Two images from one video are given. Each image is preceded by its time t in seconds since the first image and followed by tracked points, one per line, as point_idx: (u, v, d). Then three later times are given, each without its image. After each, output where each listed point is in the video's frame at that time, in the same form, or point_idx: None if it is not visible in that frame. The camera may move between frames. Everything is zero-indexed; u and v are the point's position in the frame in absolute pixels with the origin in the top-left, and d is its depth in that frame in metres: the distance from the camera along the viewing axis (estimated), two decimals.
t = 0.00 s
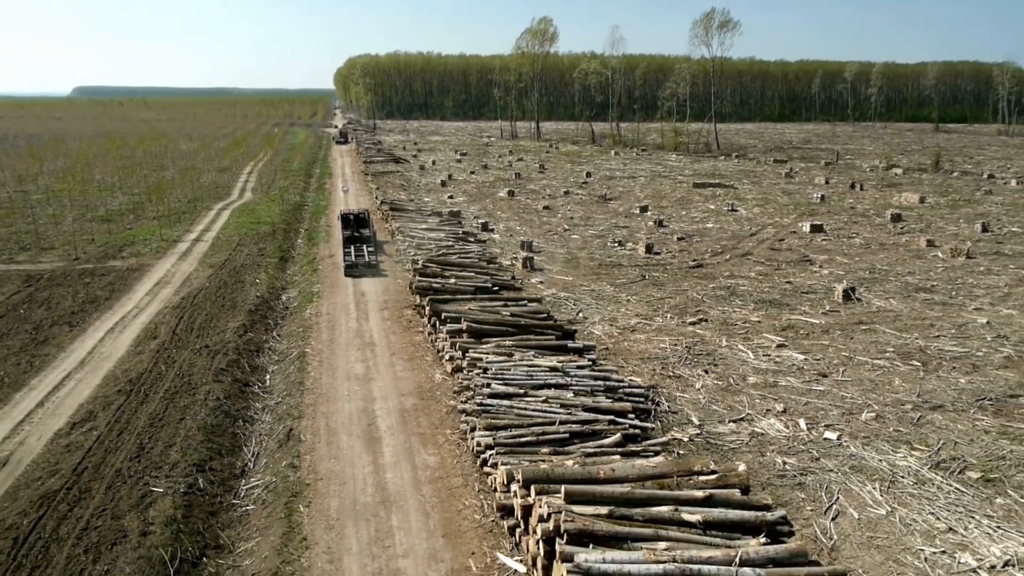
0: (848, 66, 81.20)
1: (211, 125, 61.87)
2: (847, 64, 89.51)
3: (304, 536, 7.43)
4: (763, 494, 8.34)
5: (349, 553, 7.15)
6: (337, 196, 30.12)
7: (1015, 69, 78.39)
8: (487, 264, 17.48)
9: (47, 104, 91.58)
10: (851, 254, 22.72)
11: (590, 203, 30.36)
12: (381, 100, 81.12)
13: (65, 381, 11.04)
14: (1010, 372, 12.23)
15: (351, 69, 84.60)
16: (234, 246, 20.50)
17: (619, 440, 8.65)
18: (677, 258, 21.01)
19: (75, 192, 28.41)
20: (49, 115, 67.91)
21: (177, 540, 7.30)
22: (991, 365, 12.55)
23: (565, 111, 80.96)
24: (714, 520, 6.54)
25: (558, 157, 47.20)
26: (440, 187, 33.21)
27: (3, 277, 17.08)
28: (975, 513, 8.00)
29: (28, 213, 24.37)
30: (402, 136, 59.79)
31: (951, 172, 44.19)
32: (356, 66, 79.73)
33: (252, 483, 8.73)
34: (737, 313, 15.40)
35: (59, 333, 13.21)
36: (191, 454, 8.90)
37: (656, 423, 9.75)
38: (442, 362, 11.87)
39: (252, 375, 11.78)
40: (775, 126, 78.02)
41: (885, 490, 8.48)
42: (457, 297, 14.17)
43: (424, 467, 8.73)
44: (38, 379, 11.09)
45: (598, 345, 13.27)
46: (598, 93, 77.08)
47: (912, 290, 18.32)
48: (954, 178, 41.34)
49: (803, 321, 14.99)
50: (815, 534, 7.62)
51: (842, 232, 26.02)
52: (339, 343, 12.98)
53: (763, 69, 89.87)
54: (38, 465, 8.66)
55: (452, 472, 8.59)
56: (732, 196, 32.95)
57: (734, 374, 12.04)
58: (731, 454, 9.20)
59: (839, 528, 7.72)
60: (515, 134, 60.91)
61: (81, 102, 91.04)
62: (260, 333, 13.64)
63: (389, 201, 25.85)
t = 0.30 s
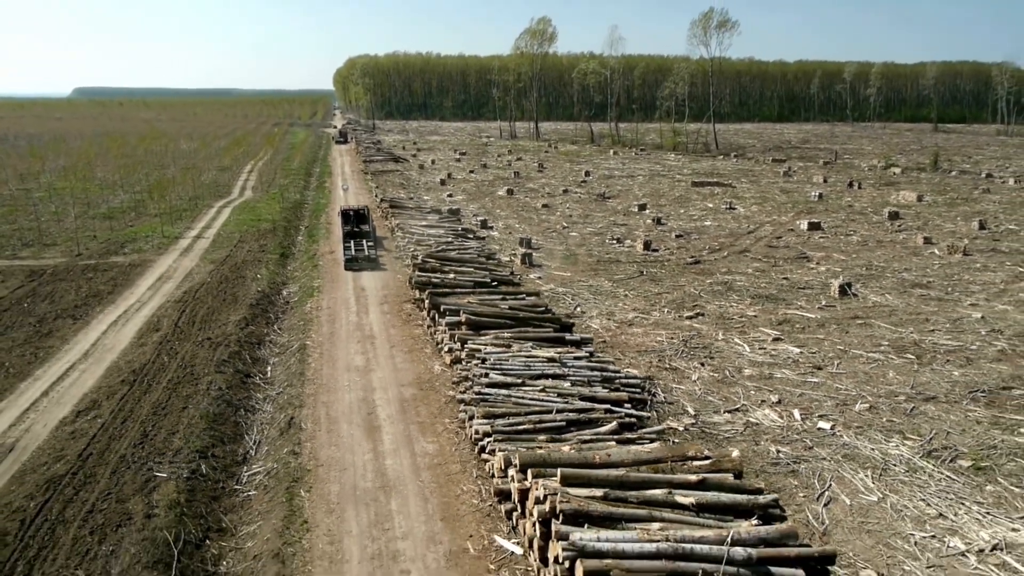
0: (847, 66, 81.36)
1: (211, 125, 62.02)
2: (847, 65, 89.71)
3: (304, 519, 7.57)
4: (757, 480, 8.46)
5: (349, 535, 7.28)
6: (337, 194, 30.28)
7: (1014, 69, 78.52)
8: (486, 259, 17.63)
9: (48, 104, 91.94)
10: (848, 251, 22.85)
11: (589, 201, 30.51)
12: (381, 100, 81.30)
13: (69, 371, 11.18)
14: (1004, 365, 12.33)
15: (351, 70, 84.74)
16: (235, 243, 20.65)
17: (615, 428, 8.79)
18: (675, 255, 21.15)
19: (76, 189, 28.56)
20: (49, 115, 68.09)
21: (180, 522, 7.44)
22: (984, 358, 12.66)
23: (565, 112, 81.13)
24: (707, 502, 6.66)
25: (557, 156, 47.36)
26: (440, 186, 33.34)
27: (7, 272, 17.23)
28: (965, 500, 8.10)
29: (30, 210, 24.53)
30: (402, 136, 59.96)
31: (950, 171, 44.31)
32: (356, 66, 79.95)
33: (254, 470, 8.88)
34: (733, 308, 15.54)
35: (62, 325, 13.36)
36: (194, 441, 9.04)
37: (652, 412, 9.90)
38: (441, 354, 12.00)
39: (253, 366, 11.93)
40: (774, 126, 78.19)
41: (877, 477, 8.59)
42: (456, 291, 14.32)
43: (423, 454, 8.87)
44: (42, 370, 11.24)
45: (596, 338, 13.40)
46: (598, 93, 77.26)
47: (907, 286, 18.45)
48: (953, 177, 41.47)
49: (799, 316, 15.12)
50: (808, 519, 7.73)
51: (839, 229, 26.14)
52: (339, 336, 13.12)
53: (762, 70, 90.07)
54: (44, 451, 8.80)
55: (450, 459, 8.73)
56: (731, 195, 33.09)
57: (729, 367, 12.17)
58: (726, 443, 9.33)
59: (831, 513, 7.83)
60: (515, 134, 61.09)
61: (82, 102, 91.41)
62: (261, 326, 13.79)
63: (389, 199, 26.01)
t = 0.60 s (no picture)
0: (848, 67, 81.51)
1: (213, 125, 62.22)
2: (848, 66, 89.87)
3: (308, 499, 7.72)
4: (751, 463, 8.66)
5: (352, 514, 7.43)
6: (339, 192, 30.47)
7: (1015, 71, 78.64)
8: (487, 254, 17.83)
9: (50, 105, 91.98)
10: (846, 247, 23.02)
11: (590, 200, 30.69)
12: (382, 100, 81.54)
13: (75, 361, 11.33)
14: (996, 355, 12.55)
15: (352, 71, 84.85)
16: (238, 238, 20.83)
17: (612, 413, 8.98)
18: (674, 251, 21.33)
19: (79, 186, 28.76)
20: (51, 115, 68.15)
21: (187, 502, 7.58)
22: (977, 349, 12.86)
23: (566, 112, 81.33)
24: (700, 479, 6.85)
25: (558, 156, 47.53)
26: (441, 184, 33.52)
27: (11, 266, 17.41)
28: (954, 481, 8.35)
29: (34, 207, 24.73)
30: (403, 136, 60.18)
31: (949, 171, 44.49)
32: (357, 67, 80.20)
33: (258, 454, 9.04)
34: (731, 301, 15.72)
35: (67, 317, 13.53)
36: (199, 426, 9.19)
37: (648, 399, 10.09)
38: (442, 344, 12.18)
39: (256, 356, 12.10)
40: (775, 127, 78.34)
41: (869, 461, 8.80)
42: (457, 283, 14.51)
43: (423, 438, 9.05)
44: (48, 359, 11.39)
45: (595, 330, 13.61)
46: (599, 93, 77.45)
47: (904, 281, 18.63)
48: (952, 177, 41.65)
49: (796, 308, 15.32)
50: (800, 499, 7.93)
51: (838, 227, 26.33)
52: (341, 327, 13.30)
53: (763, 71, 90.22)
54: (51, 435, 8.94)
55: (450, 443, 8.90)
56: (730, 193, 33.27)
57: (726, 356, 12.36)
58: (721, 427, 9.53)
59: (823, 494, 8.03)
60: (516, 134, 61.27)
61: (84, 103, 91.50)
62: (264, 318, 13.96)
63: (390, 196, 26.20)
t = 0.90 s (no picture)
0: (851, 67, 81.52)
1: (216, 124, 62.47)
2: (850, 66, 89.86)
3: (314, 483, 7.85)
4: (748, 449, 8.81)
5: (356, 497, 7.55)
6: (342, 190, 30.66)
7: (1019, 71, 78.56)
8: (489, 250, 18.00)
9: (56, 105, 92.41)
10: (847, 244, 23.14)
11: (592, 198, 30.83)
12: (385, 100, 81.76)
13: (83, 353, 11.49)
14: (992, 347, 12.73)
15: (356, 71, 85.11)
16: (242, 235, 21.02)
17: (612, 401, 9.13)
18: (675, 248, 21.47)
19: (84, 184, 28.97)
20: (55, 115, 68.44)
21: (194, 486, 7.70)
22: (973, 342, 13.04)
23: (568, 112, 81.44)
24: (697, 462, 7.01)
25: (561, 155, 47.66)
26: (444, 183, 33.67)
27: (18, 262, 17.60)
28: (947, 466, 8.56)
29: (40, 204, 24.95)
30: (406, 135, 60.37)
31: (951, 170, 44.54)
32: (360, 67, 80.45)
33: (263, 442, 9.17)
34: (731, 296, 15.87)
35: (74, 311, 13.71)
36: (206, 414, 9.33)
37: (649, 388, 10.23)
38: (445, 336, 12.34)
39: (261, 348, 12.25)
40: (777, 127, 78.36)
41: (864, 447, 8.98)
42: (459, 277, 14.68)
43: (426, 426, 9.20)
44: (56, 351, 11.55)
45: (596, 323, 13.78)
46: (601, 93, 77.54)
47: (904, 277, 18.75)
48: (953, 176, 41.72)
49: (796, 302, 15.46)
50: (795, 483, 8.09)
51: (839, 224, 26.45)
52: (346, 320, 13.47)
53: (766, 71, 90.22)
54: (61, 423, 9.07)
55: (453, 430, 9.05)
56: (732, 191, 33.38)
57: (725, 348, 12.51)
58: (720, 415, 9.68)
59: (818, 479, 8.19)
60: (519, 134, 61.41)
61: (90, 103, 91.92)
62: (268, 312, 14.13)
63: (393, 194, 26.36)
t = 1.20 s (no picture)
0: (855, 67, 81.48)
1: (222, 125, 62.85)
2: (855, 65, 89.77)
3: (321, 466, 8.06)
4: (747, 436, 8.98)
5: (363, 479, 7.74)
6: (348, 189, 30.91)
7: None
8: (493, 245, 18.20)
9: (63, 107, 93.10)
10: (849, 240, 23.25)
11: (596, 196, 30.99)
12: (390, 101, 82.09)
13: (94, 344, 11.73)
14: (990, 339, 12.89)
15: (360, 72, 85.47)
16: (248, 232, 21.27)
17: (613, 388, 9.30)
18: (678, 244, 21.62)
19: (92, 183, 29.29)
20: (62, 117, 68.84)
21: (205, 468, 7.90)
22: (972, 334, 13.19)
23: (572, 113, 81.58)
24: (695, 444, 7.19)
25: (564, 154, 47.85)
26: (449, 182, 33.88)
27: (28, 258, 17.88)
28: (942, 452, 8.75)
29: (49, 202, 25.26)
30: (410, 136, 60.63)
31: (955, 168, 44.57)
32: (365, 68, 80.80)
33: (272, 428, 9.38)
34: (733, 290, 16.02)
35: (85, 304, 13.95)
36: (216, 401, 9.54)
37: (650, 377, 10.40)
38: (449, 328, 12.53)
39: (269, 340, 12.48)
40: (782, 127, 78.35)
41: (860, 433, 9.16)
42: (463, 271, 14.88)
43: (431, 413, 9.39)
44: (68, 342, 11.80)
45: (598, 316, 13.95)
46: (606, 93, 77.66)
47: (905, 272, 18.87)
48: (957, 174, 41.75)
49: (797, 296, 15.61)
50: (791, 467, 8.25)
51: (841, 221, 26.56)
52: (352, 313, 13.68)
53: (770, 70, 90.18)
54: (74, 409, 9.30)
55: (457, 417, 9.24)
56: (735, 190, 33.49)
57: (725, 340, 12.68)
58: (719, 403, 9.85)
59: (814, 463, 8.35)
60: (523, 134, 61.58)
61: (96, 105, 92.55)
62: (275, 306, 14.34)
63: (398, 193, 26.59)
